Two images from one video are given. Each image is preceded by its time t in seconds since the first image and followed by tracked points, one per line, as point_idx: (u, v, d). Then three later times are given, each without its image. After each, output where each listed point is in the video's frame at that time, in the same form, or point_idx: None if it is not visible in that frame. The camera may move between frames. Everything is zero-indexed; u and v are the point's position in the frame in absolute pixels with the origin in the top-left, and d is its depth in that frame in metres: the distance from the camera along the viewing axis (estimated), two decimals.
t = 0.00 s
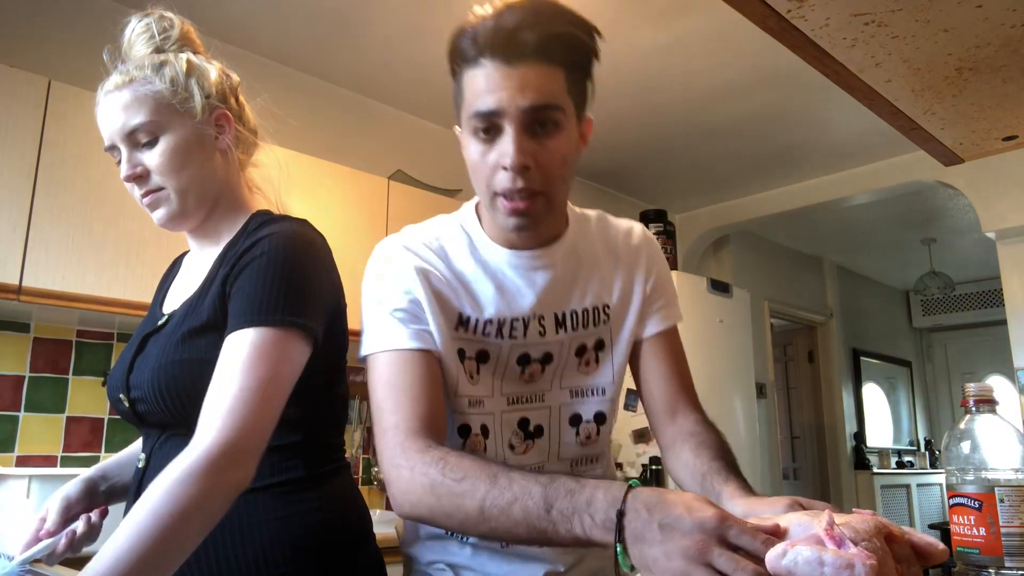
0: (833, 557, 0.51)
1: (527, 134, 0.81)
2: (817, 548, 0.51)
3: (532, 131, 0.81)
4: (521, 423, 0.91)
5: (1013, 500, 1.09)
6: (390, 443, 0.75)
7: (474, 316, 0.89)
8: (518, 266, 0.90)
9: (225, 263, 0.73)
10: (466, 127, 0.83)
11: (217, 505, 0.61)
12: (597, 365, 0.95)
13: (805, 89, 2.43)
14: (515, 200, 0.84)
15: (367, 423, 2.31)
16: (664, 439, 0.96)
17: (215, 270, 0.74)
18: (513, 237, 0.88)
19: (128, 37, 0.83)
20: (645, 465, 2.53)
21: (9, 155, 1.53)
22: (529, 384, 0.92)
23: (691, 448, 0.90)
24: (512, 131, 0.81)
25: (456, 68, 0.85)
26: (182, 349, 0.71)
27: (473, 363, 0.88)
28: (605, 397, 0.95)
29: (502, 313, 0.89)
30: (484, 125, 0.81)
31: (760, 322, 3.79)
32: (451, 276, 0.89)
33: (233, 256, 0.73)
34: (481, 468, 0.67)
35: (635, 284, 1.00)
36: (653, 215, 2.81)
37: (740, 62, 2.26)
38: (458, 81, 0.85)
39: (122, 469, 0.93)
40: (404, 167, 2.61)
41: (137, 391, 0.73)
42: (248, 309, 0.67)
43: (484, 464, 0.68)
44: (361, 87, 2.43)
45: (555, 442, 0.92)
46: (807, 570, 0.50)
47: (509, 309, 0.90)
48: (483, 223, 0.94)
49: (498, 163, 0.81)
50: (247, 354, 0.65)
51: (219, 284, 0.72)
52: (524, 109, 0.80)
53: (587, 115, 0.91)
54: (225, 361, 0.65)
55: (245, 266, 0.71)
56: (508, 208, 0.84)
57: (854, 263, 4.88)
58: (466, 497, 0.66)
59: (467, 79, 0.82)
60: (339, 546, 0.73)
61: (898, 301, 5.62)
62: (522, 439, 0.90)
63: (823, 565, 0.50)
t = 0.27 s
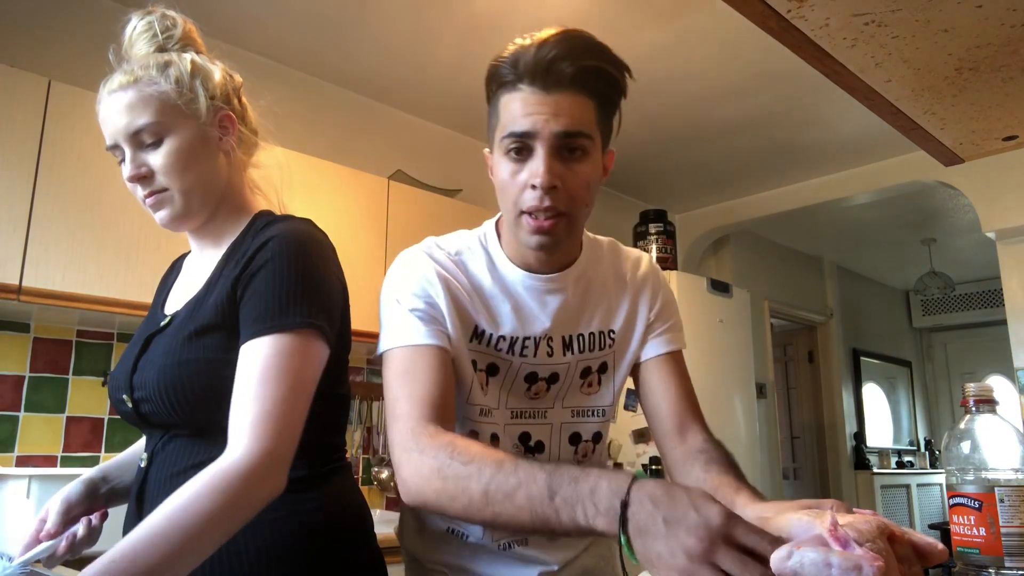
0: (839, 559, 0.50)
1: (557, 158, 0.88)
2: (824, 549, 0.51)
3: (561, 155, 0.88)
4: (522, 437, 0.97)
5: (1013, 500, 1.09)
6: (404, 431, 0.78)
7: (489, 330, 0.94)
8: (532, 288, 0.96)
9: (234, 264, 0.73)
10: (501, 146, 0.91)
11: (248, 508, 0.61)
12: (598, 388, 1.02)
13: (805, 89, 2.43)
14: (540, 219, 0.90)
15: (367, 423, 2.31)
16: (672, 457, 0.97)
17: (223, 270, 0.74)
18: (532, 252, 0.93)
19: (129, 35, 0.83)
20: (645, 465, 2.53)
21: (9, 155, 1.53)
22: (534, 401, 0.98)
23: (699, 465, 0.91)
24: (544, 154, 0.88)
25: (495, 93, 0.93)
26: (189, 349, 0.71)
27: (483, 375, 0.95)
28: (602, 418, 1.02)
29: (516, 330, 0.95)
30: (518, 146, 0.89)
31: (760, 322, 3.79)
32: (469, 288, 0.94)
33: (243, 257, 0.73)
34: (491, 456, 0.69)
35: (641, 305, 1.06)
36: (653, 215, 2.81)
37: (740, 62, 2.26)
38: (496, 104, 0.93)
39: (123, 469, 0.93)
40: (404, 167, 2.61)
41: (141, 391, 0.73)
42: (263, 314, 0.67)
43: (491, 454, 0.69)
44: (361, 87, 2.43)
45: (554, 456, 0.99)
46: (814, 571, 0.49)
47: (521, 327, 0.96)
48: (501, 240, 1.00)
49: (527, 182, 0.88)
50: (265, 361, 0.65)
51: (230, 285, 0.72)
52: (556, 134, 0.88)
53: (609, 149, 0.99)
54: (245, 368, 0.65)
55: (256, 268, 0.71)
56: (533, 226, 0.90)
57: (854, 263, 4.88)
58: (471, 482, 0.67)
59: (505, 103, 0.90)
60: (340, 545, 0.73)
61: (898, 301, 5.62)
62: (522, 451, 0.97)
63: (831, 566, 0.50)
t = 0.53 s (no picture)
0: (831, 560, 0.51)
1: (592, 171, 0.90)
2: (816, 550, 0.51)
3: (594, 169, 0.91)
4: (524, 439, 0.97)
5: (1013, 500, 1.09)
6: (416, 428, 0.78)
7: (491, 331, 0.95)
8: (535, 292, 0.97)
9: (242, 263, 0.73)
10: (531, 155, 0.92)
11: (263, 513, 0.62)
12: (598, 393, 1.02)
13: (805, 89, 2.43)
14: (567, 229, 0.91)
15: (367, 423, 2.31)
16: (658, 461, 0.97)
17: (230, 269, 0.74)
18: (552, 259, 0.94)
19: (137, 31, 0.83)
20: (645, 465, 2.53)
21: (9, 154, 1.53)
22: (535, 405, 0.98)
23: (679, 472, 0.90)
24: (579, 167, 0.90)
25: (526, 103, 0.94)
26: (194, 348, 0.71)
27: (485, 376, 0.94)
28: (602, 422, 1.02)
29: (519, 331, 0.96)
30: (552, 157, 0.90)
31: (760, 322, 3.79)
32: (473, 289, 0.95)
33: (250, 258, 0.73)
34: (504, 459, 0.69)
35: (640, 309, 1.06)
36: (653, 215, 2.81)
37: (740, 62, 2.26)
38: (525, 114, 0.94)
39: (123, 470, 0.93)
40: (404, 167, 2.61)
41: (145, 390, 0.73)
42: (273, 317, 0.67)
43: (506, 455, 0.70)
44: (361, 87, 2.43)
45: (555, 459, 0.99)
46: (807, 571, 0.49)
47: (523, 330, 0.96)
48: (508, 245, 1.00)
49: (561, 193, 0.90)
50: (276, 364, 0.65)
51: (236, 286, 0.71)
52: (593, 150, 0.90)
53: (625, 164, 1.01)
54: (254, 372, 0.66)
55: (264, 270, 0.71)
56: (557, 234, 0.92)
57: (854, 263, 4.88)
58: (484, 483, 0.68)
59: (540, 114, 0.92)
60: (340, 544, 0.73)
61: (898, 301, 5.62)
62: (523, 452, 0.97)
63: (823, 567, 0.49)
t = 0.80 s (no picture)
0: (827, 561, 0.50)
1: (604, 170, 0.91)
2: (811, 552, 0.51)
3: (606, 169, 0.91)
4: (523, 433, 0.97)
5: (1013, 500, 1.09)
6: (416, 412, 0.79)
7: (494, 325, 0.94)
8: (537, 289, 0.97)
9: (243, 265, 0.73)
10: (543, 152, 0.92)
11: (273, 517, 0.63)
12: (598, 389, 1.02)
13: (805, 89, 2.43)
14: (576, 227, 0.92)
15: (367, 423, 2.31)
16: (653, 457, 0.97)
17: (231, 270, 0.74)
18: (559, 256, 0.95)
19: (142, 26, 0.82)
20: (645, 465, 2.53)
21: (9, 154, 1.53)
22: (536, 399, 0.98)
23: (680, 468, 0.90)
24: (591, 165, 0.90)
25: (539, 103, 0.95)
26: (196, 350, 0.71)
27: (487, 369, 0.94)
28: (601, 418, 1.03)
29: (522, 326, 0.96)
30: (564, 156, 0.91)
31: (760, 322, 3.79)
32: (477, 282, 0.95)
33: (251, 260, 0.73)
34: (502, 449, 0.70)
35: (637, 308, 1.06)
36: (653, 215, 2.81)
37: (740, 62, 2.26)
38: (537, 113, 0.95)
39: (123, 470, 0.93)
40: (404, 167, 2.61)
41: (146, 391, 0.73)
42: (276, 320, 0.68)
43: (502, 445, 0.71)
44: (362, 86, 2.43)
45: (555, 456, 0.99)
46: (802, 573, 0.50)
47: (526, 324, 0.96)
48: (510, 243, 1.00)
49: (573, 190, 0.90)
50: (279, 370, 0.65)
51: (238, 289, 0.71)
52: (606, 151, 0.91)
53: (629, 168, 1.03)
54: (256, 378, 0.66)
55: (266, 273, 0.71)
56: (566, 232, 0.92)
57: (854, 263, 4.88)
58: (478, 471, 0.69)
59: (553, 112, 0.93)
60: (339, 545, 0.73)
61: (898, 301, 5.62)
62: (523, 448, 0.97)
63: (818, 569, 0.50)
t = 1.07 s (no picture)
0: (826, 562, 0.53)
1: (601, 167, 0.92)
2: (812, 553, 0.53)
3: (603, 164, 0.92)
4: (524, 431, 0.98)
5: (1013, 500, 1.09)
6: (408, 413, 0.78)
7: (494, 322, 0.94)
8: (535, 286, 0.97)
9: (252, 261, 0.74)
10: (540, 149, 0.93)
11: (302, 510, 0.64)
12: (597, 387, 1.02)
13: (805, 89, 2.43)
14: (574, 222, 0.92)
15: (367, 423, 2.31)
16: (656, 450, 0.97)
17: (238, 267, 0.74)
18: (558, 252, 0.95)
19: (152, 21, 0.82)
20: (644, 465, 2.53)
21: (9, 154, 1.53)
22: (537, 398, 0.97)
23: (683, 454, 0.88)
24: (588, 161, 0.91)
25: (535, 101, 0.95)
26: (204, 349, 0.70)
27: (488, 367, 0.94)
28: (599, 416, 1.03)
29: (523, 323, 0.96)
30: (562, 152, 0.92)
31: (760, 322, 3.79)
32: (475, 281, 0.95)
33: (262, 257, 0.73)
34: (489, 438, 0.69)
35: (632, 307, 1.06)
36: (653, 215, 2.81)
37: (740, 62, 2.26)
38: (534, 111, 0.95)
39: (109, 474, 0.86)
40: (404, 167, 2.61)
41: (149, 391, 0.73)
42: (293, 316, 0.68)
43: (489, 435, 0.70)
44: (362, 86, 2.43)
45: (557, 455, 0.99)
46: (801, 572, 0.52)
47: (527, 321, 0.96)
48: (509, 243, 1.00)
49: (571, 186, 0.91)
50: (311, 365, 0.66)
51: (248, 286, 0.71)
52: (603, 147, 0.92)
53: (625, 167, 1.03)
54: (284, 373, 0.67)
55: (280, 269, 0.71)
56: (564, 227, 0.93)
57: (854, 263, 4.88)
58: (469, 460, 0.67)
59: (550, 109, 0.93)
60: (341, 545, 0.73)
61: (898, 301, 5.62)
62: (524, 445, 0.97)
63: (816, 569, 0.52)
